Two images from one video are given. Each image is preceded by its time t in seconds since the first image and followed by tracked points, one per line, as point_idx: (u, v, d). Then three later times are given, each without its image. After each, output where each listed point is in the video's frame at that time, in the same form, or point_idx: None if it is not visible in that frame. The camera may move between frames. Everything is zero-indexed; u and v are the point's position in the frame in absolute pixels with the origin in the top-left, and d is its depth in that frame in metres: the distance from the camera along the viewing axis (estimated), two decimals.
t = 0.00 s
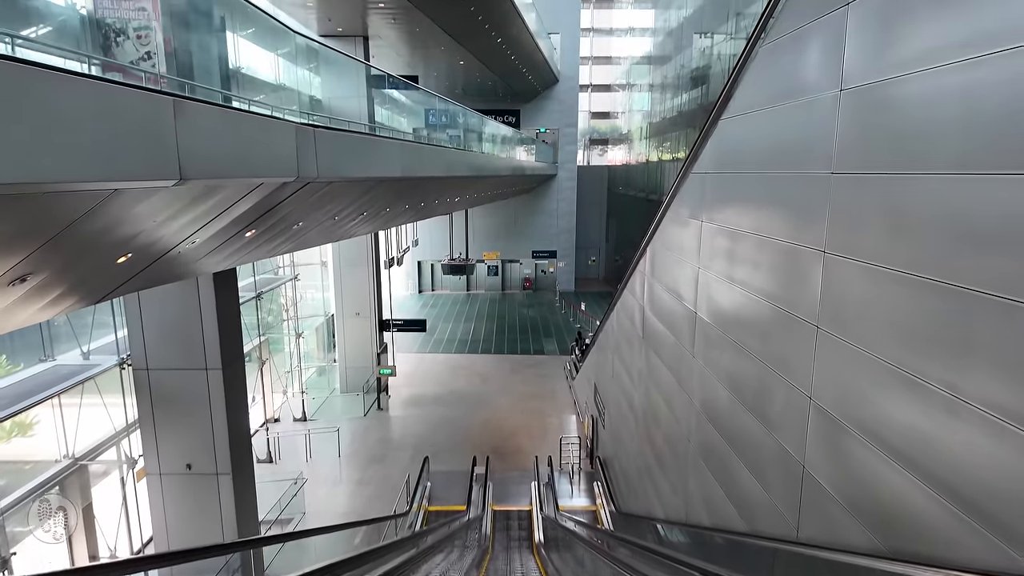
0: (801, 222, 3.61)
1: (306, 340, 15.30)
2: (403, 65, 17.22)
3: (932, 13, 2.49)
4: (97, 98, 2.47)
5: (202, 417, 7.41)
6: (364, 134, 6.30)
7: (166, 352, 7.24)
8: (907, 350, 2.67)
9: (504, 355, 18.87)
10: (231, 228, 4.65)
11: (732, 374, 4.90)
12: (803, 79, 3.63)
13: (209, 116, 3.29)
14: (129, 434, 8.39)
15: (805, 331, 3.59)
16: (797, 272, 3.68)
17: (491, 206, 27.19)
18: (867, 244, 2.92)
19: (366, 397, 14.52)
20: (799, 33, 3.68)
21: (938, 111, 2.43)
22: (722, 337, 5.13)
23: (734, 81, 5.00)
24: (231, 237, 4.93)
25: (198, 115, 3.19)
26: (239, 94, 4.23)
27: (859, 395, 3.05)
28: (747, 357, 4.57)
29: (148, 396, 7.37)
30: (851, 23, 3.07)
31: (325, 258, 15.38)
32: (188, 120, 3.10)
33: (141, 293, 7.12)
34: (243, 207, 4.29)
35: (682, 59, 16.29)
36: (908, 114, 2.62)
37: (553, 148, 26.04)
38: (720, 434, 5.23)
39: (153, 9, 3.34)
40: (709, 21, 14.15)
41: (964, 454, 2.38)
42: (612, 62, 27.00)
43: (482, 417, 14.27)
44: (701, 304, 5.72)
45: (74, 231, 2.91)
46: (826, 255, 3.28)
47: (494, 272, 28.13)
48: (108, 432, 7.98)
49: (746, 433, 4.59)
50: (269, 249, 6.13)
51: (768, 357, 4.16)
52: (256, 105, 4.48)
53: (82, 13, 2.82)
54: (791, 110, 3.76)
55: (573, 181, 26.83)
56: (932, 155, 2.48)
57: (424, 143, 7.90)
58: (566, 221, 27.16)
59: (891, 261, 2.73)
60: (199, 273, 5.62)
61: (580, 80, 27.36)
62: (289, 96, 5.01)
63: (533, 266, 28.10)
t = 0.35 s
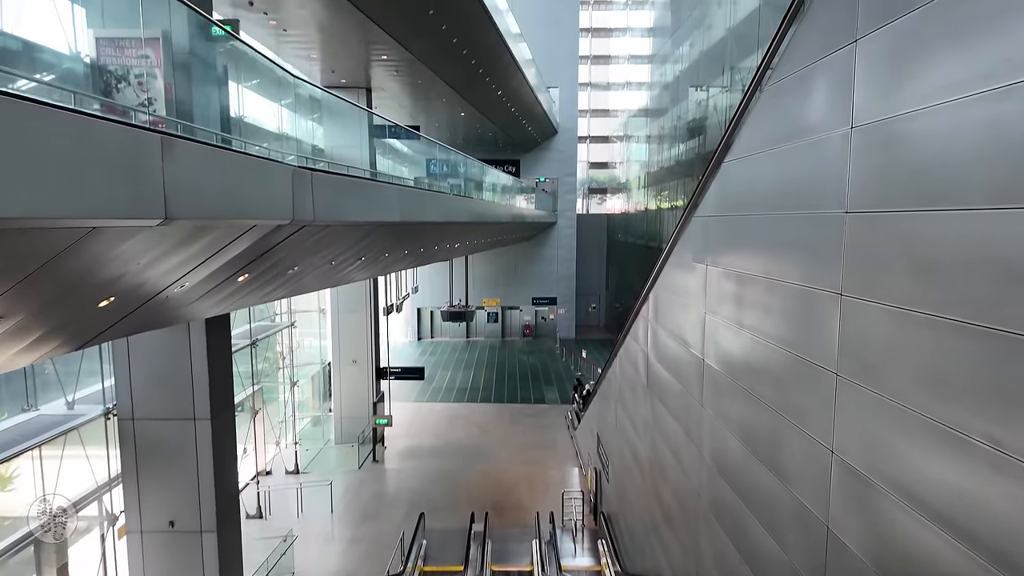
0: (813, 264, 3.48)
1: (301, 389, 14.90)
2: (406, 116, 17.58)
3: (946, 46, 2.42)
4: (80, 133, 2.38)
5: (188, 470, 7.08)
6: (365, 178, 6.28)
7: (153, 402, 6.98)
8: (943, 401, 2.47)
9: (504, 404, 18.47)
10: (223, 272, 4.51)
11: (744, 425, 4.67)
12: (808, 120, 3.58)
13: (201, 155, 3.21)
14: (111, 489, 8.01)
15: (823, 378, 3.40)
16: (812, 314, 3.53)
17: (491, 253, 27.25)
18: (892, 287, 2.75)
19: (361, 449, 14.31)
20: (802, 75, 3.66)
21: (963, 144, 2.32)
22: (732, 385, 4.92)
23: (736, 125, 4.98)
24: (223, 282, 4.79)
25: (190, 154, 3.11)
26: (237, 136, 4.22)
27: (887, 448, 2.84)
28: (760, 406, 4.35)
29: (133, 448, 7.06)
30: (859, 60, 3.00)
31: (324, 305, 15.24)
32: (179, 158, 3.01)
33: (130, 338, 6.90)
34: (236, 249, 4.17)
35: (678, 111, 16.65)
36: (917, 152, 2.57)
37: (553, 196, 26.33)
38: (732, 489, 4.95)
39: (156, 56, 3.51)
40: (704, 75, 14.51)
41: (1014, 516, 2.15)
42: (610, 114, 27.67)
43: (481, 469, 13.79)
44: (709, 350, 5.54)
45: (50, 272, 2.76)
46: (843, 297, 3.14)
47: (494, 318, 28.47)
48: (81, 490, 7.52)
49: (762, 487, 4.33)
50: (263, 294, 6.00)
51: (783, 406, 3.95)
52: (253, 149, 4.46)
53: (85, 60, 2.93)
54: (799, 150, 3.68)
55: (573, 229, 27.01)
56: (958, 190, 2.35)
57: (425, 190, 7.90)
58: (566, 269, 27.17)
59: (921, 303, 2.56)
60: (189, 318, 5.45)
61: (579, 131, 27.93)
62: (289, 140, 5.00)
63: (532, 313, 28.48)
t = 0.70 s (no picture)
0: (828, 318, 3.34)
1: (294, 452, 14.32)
2: (407, 178, 17.90)
3: (959, 90, 2.36)
4: (67, 178, 2.29)
5: (168, 541, 6.65)
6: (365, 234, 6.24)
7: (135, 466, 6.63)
8: (987, 465, 2.24)
9: (504, 467, 17.83)
10: (212, 327, 4.34)
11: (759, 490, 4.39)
12: (815, 172, 3.54)
13: (194, 205, 3.14)
14: (85, 561, 7.51)
15: (845, 439, 3.19)
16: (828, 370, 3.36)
17: (491, 312, 27.12)
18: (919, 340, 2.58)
19: (354, 517, 13.59)
20: (807, 126, 3.64)
21: (985, 189, 2.22)
22: (745, 446, 4.67)
23: (738, 179, 4.97)
24: (213, 338, 4.62)
25: (182, 203, 3.03)
26: (236, 189, 4.18)
27: (923, 518, 2.59)
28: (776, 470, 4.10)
29: (110, 516, 6.66)
30: (867, 107, 2.96)
31: (320, 364, 14.93)
32: (170, 207, 2.93)
33: (115, 396, 6.61)
34: (226, 303, 4.03)
35: (675, 173, 16.98)
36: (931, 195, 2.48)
37: (552, 255, 26.48)
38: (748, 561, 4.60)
39: (160, 113, 3.57)
40: (700, 139, 14.86)
41: None
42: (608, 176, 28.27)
43: (479, 538, 13.11)
44: (719, 410, 5.31)
45: (23, 325, 2.60)
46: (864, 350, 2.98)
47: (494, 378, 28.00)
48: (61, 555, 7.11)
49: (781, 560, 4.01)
50: (256, 351, 5.80)
51: (802, 469, 3.71)
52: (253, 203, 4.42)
53: (89, 118, 2.98)
54: (807, 200, 3.61)
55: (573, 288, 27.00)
56: (983, 236, 2.23)
57: (425, 247, 7.86)
58: (566, 328, 26.97)
59: (953, 358, 2.38)
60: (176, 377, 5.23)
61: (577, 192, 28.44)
62: (290, 194, 4.98)
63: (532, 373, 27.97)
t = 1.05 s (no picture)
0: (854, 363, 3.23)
1: (283, 519, 13.21)
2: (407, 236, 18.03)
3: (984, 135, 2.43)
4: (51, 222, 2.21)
5: None
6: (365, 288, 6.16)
7: (110, 534, 6.21)
8: None
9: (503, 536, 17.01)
10: (198, 383, 4.15)
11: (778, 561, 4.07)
12: (830, 216, 3.55)
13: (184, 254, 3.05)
14: None
15: (877, 505, 3.02)
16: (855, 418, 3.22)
17: (490, 372, 26.67)
18: (965, 392, 2.49)
19: None
20: (819, 172, 3.68)
21: None
22: (761, 512, 4.38)
23: (743, 230, 4.97)
24: (199, 395, 4.41)
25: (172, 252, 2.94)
26: (235, 243, 4.11)
27: None
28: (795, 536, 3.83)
29: None
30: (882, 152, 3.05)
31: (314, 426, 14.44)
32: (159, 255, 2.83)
33: (95, 457, 6.27)
34: (215, 357, 3.87)
35: (673, 234, 17.13)
36: (958, 234, 2.55)
37: (553, 315, 26.33)
38: None
39: (160, 168, 3.52)
40: (697, 200, 15.04)
41: None
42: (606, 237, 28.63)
43: None
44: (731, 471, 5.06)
45: None
46: (891, 406, 2.93)
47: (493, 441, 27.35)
48: None
49: None
50: (244, 410, 5.56)
51: (827, 535, 3.46)
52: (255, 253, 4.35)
53: (88, 174, 2.93)
54: (821, 247, 3.64)
55: (573, 348, 26.74)
56: None
57: (424, 303, 7.77)
58: (567, 388, 26.45)
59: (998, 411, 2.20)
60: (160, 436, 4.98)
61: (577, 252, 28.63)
62: (291, 251, 4.91)
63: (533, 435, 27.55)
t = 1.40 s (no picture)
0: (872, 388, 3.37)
1: None
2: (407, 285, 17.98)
3: (994, 165, 2.61)
4: (26, 250, 2.10)
5: None
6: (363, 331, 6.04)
7: None
8: None
9: None
10: (180, 430, 3.91)
11: None
12: (833, 253, 3.81)
13: (170, 290, 2.93)
14: None
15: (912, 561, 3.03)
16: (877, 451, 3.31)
17: (490, 425, 25.99)
18: (1007, 436, 2.50)
19: None
20: (818, 213, 4.02)
21: None
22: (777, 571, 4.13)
23: (745, 276, 5.28)
24: (180, 444, 4.16)
25: (158, 288, 2.83)
26: (230, 287, 4.01)
27: None
28: None
29: None
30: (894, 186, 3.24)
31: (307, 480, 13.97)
32: (143, 290, 2.72)
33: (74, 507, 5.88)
34: (199, 402, 3.68)
35: (673, 283, 17.06)
36: (979, 261, 2.67)
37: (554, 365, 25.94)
38: None
39: (155, 212, 3.37)
40: (696, 250, 15.08)
41: None
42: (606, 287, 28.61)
43: None
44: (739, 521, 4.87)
45: None
46: (924, 450, 2.97)
47: (493, 497, 26.44)
48: None
49: None
50: (232, 461, 5.29)
51: None
52: (253, 294, 4.28)
53: (84, 220, 2.81)
54: (834, 283, 3.79)
55: (574, 399, 26.24)
56: None
57: (423, 348, 7.63)
58: (568, 441, 25.72)
59: None
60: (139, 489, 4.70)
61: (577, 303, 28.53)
62: (290, 299, 4.83)
63: (534, 491, 26.75)
